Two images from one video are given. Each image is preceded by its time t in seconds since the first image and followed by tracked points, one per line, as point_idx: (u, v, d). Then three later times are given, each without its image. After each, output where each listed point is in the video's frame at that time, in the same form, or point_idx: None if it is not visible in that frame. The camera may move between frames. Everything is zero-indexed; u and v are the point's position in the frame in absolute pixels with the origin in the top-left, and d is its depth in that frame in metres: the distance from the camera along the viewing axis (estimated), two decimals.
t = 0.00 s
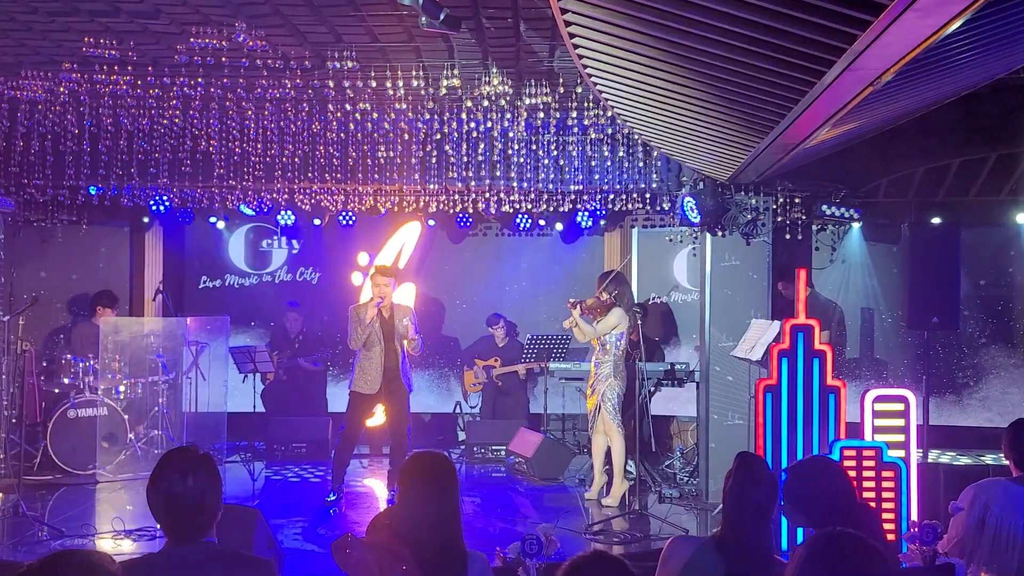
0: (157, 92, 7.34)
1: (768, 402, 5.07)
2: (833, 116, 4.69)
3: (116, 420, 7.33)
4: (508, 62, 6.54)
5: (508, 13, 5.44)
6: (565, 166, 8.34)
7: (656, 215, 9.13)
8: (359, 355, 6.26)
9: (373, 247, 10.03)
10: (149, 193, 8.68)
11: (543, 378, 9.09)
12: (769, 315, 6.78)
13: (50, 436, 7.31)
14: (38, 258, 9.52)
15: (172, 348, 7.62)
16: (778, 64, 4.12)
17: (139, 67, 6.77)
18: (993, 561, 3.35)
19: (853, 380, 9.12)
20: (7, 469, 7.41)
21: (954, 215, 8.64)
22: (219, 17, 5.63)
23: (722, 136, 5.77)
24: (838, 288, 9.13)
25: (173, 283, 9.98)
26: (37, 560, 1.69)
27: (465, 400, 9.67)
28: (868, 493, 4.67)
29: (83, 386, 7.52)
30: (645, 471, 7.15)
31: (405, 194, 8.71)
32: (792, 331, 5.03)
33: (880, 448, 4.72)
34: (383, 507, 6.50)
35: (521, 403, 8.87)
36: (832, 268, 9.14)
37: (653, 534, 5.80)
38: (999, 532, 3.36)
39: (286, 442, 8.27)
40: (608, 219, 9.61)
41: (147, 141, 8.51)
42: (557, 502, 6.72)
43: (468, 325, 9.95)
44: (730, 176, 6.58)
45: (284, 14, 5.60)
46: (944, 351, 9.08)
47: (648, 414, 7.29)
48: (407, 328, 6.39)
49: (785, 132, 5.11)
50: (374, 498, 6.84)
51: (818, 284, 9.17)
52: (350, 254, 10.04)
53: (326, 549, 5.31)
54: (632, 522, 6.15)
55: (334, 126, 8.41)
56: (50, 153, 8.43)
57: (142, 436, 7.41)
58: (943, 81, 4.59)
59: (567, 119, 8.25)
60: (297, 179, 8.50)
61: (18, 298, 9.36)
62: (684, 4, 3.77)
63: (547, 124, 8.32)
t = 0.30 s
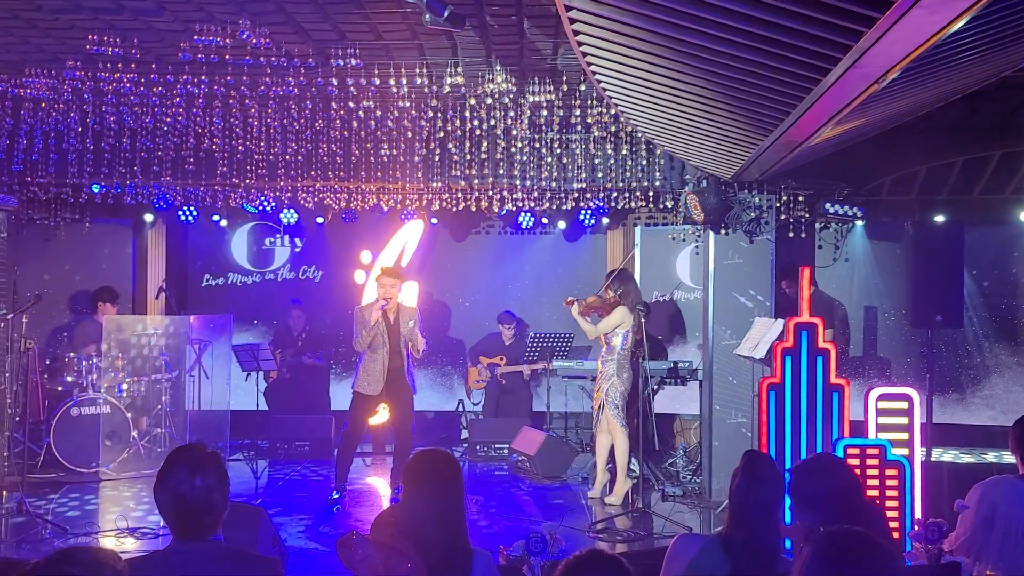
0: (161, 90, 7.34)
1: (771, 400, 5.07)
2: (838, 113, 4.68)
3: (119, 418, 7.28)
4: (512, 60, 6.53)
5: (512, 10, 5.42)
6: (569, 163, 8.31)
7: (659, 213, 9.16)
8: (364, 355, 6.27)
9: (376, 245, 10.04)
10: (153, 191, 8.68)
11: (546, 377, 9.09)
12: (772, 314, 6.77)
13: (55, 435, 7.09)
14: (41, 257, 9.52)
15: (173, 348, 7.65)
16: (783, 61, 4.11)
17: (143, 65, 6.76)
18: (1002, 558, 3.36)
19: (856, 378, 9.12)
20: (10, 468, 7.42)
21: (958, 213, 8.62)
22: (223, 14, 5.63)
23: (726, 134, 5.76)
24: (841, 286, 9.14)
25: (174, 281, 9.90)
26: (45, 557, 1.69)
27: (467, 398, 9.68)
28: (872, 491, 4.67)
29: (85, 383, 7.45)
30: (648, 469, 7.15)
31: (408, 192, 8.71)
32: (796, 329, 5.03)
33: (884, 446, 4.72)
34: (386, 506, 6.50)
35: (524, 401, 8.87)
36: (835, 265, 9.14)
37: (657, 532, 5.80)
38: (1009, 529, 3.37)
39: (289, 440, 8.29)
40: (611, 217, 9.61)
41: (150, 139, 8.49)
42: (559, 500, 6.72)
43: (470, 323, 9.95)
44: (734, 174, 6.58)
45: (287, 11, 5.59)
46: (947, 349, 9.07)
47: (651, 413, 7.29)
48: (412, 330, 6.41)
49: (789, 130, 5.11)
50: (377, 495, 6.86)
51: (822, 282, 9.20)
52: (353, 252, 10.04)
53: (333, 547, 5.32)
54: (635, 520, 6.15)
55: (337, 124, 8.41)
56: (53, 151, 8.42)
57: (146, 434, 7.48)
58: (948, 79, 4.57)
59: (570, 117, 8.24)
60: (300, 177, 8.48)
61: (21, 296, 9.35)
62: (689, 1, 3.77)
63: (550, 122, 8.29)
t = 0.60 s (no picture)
0: (163, 88, 7.34)
1: (774, 398, 5.06)
2: (841, 111, 4.67)
3: (122, 416, 7.30)
4: (514, 57, 6.52)
5: (514, 8, 5.42)
6: (571, 161, 8.32)
7: (661, 210, 9.18)
8: (367, 355, 6.27)
9: (378, 243, 10.04)
10: (155, 189, 8.71)
11: (548, 374, 9.10)
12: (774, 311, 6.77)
13: (58, 431, 7.11)
14: (43, 254, 9.52)
15: (175, 346, 7.68)
16: (786, 59, 4.10)
17: (145, 62, 6.76)
18: (1006, 555, 3.36)
19: (858, 376, 9.11)
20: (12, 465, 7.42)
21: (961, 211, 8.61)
22: (225, 12, 5.63)
23: (729, 132, 5.75)
24: (843, 283, 9.14)
25: (177, 279, 9.96)
26: (48, 555, 1.69)
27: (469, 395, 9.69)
28: (874, 489, 4.67)
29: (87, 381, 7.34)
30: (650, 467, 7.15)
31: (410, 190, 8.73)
32: (798, 327, 5.03)
33: (886, 444, 4.71)
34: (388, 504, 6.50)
35: (526, 398, 8.87)
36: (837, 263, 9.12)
37: (659, 530, 5.79)
38: (1012, 526, 3.38)
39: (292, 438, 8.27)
40: (613, 214, 9.60)
41: (152, 137, 8.48)
42: (561, 498, 6.73)
43: (472, 320, 9.94)
44: (736, 171, 6.58)
45: (290, 9, 5.59)
46: (950, 346, 9.06)
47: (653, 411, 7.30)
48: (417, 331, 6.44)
49: (792, 128, 5.10)
50: (379, 493, 6.86)
51: (824, 280, 9.21)
52: (355, 250, 10.04)
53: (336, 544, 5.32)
54: (637, 518, 6.15)
55: (339, 122, 8.42)
56: (55, 149, 8.42)
57: (148, 432, 7.49)
58: (952, 76, 4.56)
59: (572, 115, 8.24)
60: (302, 176, 8.47)
61: (23, 294, 9.36)
62: None
63: (552, 119, 8.28)
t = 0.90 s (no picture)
0: (167, 84, 7.33)
1: (778, 394, 5.07)
2: (846, 106, 4.66)
3: (126, 412, 7.32)
4: (518, 53, 6.51)
5: (518, 3, 5.41)
6: (575, 157, 8.32)
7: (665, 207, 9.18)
8: (374, 354, 6.28)
9: (381, 240, 10.03)
10: (159, 185, 8.72)
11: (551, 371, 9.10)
12: (778, 308, 6.77)
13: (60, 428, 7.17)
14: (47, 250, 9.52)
15: (181, 344, 7.71)
16: (791, 54, 4.09)
17: (150, 59, 6.75)
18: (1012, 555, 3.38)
19: (862, 373, 9.10)
20: (17, 462, 7.44)
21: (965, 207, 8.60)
22: (230, 8, 5.62)
23: (733, 128, 5.73)
24: (846, 280, 9.15)
25: (178, 278, 9.96)
26: (59, 549, 1.69)
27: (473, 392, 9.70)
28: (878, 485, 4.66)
29: (92, 377, 7.29)
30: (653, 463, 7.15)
31: (414, 186, 8.72)
32: (802, 323, 5.04)
33: (890, 440, 4.70)
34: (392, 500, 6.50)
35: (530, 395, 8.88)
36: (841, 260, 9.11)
37: (663, 527, 5.80)
38: (1016, 524, 3.39)
39: (295, 434, 8.36)
40: (616, 210, 9.59)
41: (156, 133, 8.48)
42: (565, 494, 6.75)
43: (475, 317, 9.94)
44: (740, 167, 6.57)
45: (295, 5, 5.57)
46: (953, 343, 9.05)
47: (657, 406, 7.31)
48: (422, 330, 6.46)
49: (796, 123, 5.09)
50: (383, 490, 6.87)
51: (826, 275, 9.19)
52: (358, 247, 10.04)
53: (339, 540, 5.33)
54: (640, 514, 6.16)
55: (343, 119, 8.44)
56: (59, 146, 8.41)
57: (151, 429, 7.49)
58: (958, 71, 4.54)
59: (576, 111, 8.22)
60: (305, 172, 8.42)
61: (27, 291, 9.36)
62: None
63: (556, 116, 8.28)
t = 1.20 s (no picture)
0: (173, 82, 7.34)
1: (782, 393, 5.05)
2: (852, 104, 4.65)
3: (130, 410, 7.33)
4: (523, 52, 6.52)
5: (524, 2, 5.41)
6: (579, 156, 8.33)
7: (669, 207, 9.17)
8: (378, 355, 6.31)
9: (385, 239, 10.05)
10: (163, 184, 8.74)
11: (554, 369, 9.11)
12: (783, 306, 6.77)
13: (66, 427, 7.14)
14: (51, 249, 9.54)
15: (186, 342, 7.74)
16: (796, 51, 4.09)
17: (155, 57, 6.76)
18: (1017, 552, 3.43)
19: (866, 372, 9.10)
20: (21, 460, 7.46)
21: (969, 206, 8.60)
22: (235, 7, 5.62)
23: (738, 126, 5.74)
24: (850, 278, 9.13)
25: (185, 273, 9.94)
26: (72, 544, 1.70)
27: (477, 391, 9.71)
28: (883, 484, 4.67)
29: (96, 375, 7.34)
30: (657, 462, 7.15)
31: (417, 185, 8.70)
32: (807, 322, 5.02)
33: (896, 439, 4.71)
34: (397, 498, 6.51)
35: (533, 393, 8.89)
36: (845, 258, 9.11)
37: (667, 525, 5.80)
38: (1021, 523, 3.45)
39: (298, 432, 8.36)
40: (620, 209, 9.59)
41: (161, 132, 8.51)
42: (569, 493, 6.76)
43: (479, 316, 9.95)
44: (744, 166, 6.57)
45: (301, 3, 5.59)
46: (957, 342, 9.04)
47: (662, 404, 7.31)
48: (429, 335, 6.44)
49: (801, 122, 5.09)
50: (387, 488, 6.87)
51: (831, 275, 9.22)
52: (362, 246, 10.05)
53: (346, 537, 5.35)
54: (645, 512, 6.16)
55: (347, 117, 8.43)
56: (64, 144, 8.43)
57: (156, 427, 7.52)
58: (964, 69, 4.55)
59: (580, 110, 8.23)
60: (310, 171, 8.46)
61: (31, 289, 9.38)
62: None
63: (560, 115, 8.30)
